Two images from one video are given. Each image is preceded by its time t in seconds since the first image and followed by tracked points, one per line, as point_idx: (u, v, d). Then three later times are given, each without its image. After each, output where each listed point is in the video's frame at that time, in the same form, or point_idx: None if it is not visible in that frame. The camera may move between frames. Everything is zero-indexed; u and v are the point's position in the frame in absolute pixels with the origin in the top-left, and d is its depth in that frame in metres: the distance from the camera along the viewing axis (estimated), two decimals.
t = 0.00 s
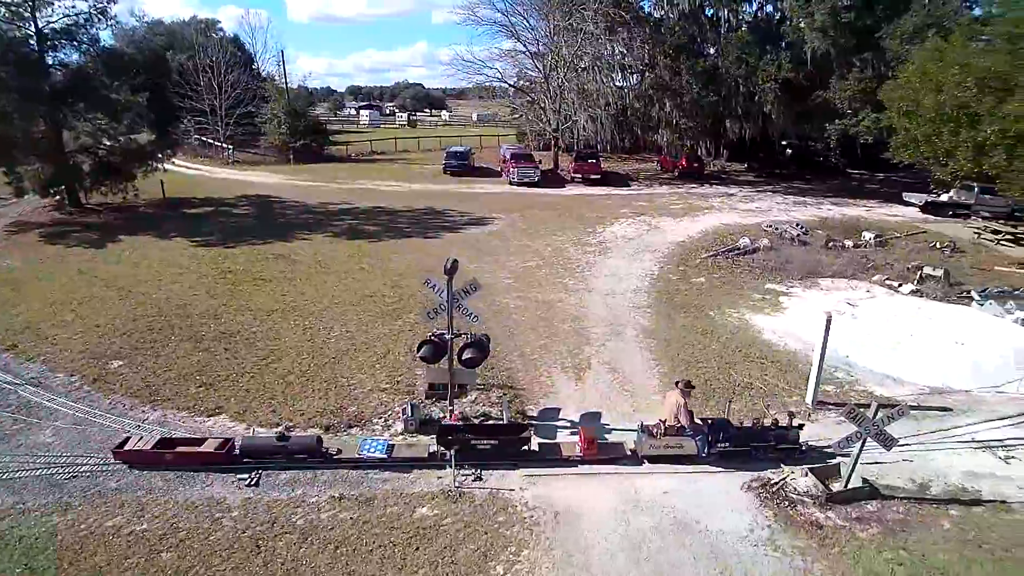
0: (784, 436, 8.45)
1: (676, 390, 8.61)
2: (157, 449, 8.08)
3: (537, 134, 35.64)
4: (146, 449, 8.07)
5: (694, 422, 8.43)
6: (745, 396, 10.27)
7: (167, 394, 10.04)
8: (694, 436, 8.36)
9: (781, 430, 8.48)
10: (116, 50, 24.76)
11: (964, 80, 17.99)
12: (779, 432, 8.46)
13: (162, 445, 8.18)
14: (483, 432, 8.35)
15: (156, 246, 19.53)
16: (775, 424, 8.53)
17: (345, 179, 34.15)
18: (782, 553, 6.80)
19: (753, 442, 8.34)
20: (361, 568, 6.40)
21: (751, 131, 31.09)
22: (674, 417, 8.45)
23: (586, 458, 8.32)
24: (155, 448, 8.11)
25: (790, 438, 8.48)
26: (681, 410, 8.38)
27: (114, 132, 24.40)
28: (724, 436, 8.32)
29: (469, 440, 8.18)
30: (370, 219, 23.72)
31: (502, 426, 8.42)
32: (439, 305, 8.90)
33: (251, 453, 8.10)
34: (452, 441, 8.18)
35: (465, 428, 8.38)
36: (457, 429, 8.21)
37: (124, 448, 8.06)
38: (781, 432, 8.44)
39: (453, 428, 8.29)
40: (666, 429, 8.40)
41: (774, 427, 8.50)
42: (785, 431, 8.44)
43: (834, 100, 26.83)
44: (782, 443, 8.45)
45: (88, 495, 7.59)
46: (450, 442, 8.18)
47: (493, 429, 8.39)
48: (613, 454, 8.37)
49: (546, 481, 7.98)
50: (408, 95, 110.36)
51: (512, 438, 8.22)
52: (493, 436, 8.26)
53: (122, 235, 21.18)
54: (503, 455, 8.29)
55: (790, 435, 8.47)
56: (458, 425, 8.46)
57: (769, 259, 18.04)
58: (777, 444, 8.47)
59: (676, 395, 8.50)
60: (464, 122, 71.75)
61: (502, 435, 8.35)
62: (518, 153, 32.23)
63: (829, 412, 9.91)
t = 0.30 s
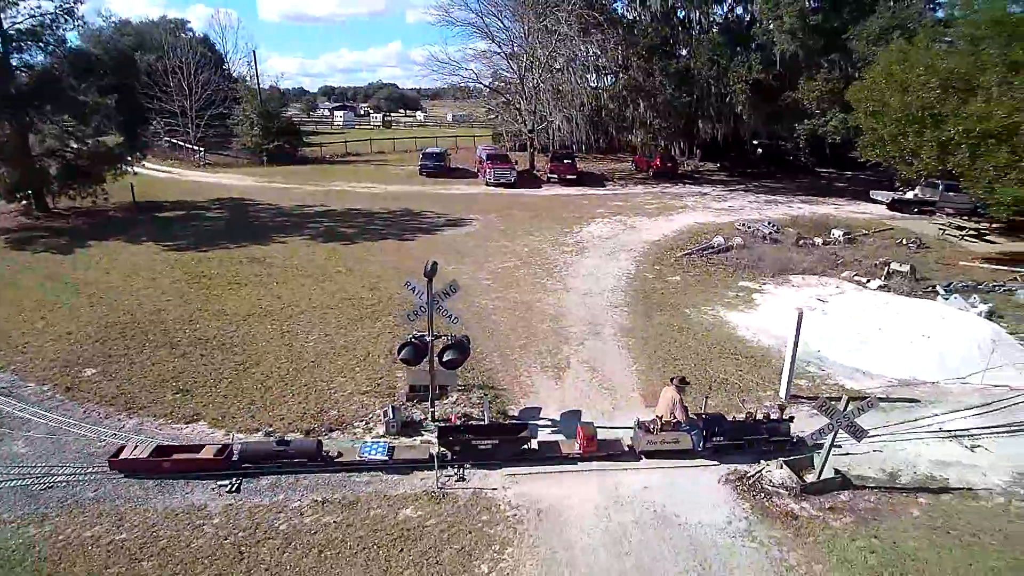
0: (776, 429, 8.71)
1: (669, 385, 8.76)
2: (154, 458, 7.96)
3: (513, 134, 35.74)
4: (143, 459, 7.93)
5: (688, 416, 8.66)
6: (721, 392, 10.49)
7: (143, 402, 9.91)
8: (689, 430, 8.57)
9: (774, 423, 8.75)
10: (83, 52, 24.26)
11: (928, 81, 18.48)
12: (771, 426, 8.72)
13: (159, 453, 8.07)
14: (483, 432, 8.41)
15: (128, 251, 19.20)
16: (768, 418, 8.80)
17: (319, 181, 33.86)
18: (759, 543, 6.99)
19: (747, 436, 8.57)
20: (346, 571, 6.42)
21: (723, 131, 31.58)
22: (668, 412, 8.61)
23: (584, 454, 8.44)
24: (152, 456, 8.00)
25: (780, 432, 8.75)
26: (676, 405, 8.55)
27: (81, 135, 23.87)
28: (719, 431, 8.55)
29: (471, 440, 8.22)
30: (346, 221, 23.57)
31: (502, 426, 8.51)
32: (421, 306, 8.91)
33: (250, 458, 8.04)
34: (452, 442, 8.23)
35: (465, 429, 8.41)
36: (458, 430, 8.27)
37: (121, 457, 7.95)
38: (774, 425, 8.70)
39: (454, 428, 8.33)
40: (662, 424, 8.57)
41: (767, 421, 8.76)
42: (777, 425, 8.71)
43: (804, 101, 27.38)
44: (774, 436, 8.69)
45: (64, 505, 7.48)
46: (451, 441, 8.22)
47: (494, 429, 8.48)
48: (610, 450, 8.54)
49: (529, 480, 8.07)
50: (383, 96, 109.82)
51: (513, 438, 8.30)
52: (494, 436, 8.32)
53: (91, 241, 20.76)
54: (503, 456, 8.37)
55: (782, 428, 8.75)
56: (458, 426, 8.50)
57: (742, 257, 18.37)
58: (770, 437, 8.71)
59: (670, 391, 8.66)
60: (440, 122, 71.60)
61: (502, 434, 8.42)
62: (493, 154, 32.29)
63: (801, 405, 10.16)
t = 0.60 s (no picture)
0: (764, 421, 8.97)
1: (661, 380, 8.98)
2: (148, 463, 7.89)
3: (488, 135, 35.80)
4: (140, 463, 7.86)
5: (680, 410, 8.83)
6: (697, 387, 10.69)
7: (117, 409, 9.78)
8: (682, 423, 8.74)
9: (762, 415, 9.01)
10: (48, 52, 23.78)
11: (891, 81, 19.00)
12: (759, 417, 9.00)
13: (153, 458, 8.01)
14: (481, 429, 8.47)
15: (98, 256, 18.86)
16: (757, 411, 9.07)
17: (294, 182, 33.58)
18: (732, 533, 7.18)
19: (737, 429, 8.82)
20: (327, 572, 6.46)
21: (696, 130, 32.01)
22: (661, 407, 8.81)
23: (580, 451, 8.58)
24: (146, 462, 7.93)
25: (768, 424, 9.06)
26: (669, 400, 8.74)
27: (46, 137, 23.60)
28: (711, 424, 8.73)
29: (469, 439, 8.27)
30: (321, 223, 23.43)
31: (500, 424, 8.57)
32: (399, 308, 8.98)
33: (250, 461, 8.04)
34: (451, 441, 8.29)
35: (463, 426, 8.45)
36: (456, 429, 8.34)
37: (115, 464, 7.86)
38: (762, 417, 8.97)
39: (452, 428, 8.41)
40: (655, 419, 8.74)
41: (756, 413, 9.03)
42: (765, 416, 8.98)
43: (774, 100, 27.89)
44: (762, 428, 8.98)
45: (38, 515, 7.38)
46: (449, 441, 8.28)
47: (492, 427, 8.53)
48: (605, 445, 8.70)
49: (509, 477, 8.17)
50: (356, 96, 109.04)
51: (511, 436, 8.38)
52: (492, 434, 8.37)
53: (58, 246, 20.33)
54: (502, 454, 8.47)
55: (769, 420, 9.01)
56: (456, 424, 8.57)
57: (715, 254, 18.67)
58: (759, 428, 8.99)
59: (663, 386, 8.84)
60: (416, 122, 71.37)
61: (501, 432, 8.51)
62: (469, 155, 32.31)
63: (773, 399, 10.40)
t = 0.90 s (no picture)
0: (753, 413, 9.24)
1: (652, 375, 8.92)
2: (140, 470, 7.81)
3: (464, 135, 35.75)
4: (134, 471, 7.77)
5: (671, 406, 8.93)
6: (673, 384, 10.85)
7: (88, 418, 9.61)
8: (674, 418, 8.90)
9: (750, 408, 9.29)
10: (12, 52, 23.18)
11: (858, 81, 19.45)
12: (748, 410, 9.25)
13: (145, 466, 7.92)
14: (476, 430, 8.56)
15: (66, 261, 18.47)
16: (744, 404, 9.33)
17: (268, 184, 33.20)
18: (708, 527, 7.31)
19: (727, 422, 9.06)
20: None
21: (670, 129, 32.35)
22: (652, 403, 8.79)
23: (574, 447, 8.73)
24: (139, 469, 7.84)
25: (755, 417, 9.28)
26: (660, 397, 8.71)
27: (13, 139, 22.64)
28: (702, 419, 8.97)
29: (466, 439, 8.35)
30: (296, 224, 23.22)
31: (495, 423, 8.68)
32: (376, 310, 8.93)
33: (243, 466, 7.97)
34: (447, 441, 8.36)
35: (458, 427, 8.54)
36: (452, 429, 8.44)
37: (107, 472, 7.75)
38: (750, 410, 9.23)
39: (447, 428, 8.47)
40: (647, 415, 8.80)
41: (743, 407, 9.28)
42: (754, 409, 9.23)
43: (745, 100, 28.34)
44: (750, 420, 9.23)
45: (9, 526, 7.23)
46: (446, 441, 8.35)
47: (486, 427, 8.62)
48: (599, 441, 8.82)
49: (487, 477, 8.22)
50: (330, 96, 108.11)
51: (506, 435, 8.44)
52: (487, 434, 8.46)
53: (24, 250, 19.87)
54: (499, 453, 8.55)
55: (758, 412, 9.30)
56: (451, 424, 8.62)
57: (689, 252, 18.91)
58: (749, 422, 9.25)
59: (655, 382, 8.81)
60: (391, 122, 71.03)
61: (495, 431, 8.60)
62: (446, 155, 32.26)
63: (745, 393, 10.61)
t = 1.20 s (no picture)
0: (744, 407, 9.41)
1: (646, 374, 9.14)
2: (134, 480, 7.69)
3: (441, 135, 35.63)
4: (127, 481, 7.63)
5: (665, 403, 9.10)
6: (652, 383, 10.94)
7: (57, 429, 9.38)
8: (668, 416, 9.04)
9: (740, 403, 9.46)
10: None
11: (828, 81, 19.81)
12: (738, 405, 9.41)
13: (137, 476, 7.79)
14: (473, 432, 8.58)
15: (32, 267, 18.01)
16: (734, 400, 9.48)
17: (242, 185, 32.74)
18: (687, 524, 7.39)
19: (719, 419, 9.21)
20: None
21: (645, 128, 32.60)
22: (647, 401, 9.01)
23: (571, 446, 8.78)
24: (130, 480, 7.70)
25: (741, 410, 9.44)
26: (655, 394, 8.94)
27: None
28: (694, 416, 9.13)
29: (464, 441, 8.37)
30: (271, 227, 22.94)
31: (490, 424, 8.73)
32: (350, 315, 8.84)
33: (240, 473, 7.92)
34: (445, 443, 8.37)
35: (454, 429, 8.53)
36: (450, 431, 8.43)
37: (97, 483, 7.60)
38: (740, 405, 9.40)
39: (444, 430, 8.47)
40: (642, 413, 8.98)
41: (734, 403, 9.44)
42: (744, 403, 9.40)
43: (719, 100, 28.67)
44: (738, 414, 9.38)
45: None
46: (444, 443, 8.36)
47: (482, 429, 8.66)
48: (595, 439, 8.89)
49: (467, 480, 8.19)
50: (304, 95, 106.98)
51: (503, 436, 8.52)
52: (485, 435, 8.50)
53: None
54: (497, 454, 8.58)
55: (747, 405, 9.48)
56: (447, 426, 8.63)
57: (666, 251, 19.07)
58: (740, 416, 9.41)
59: (649, 381, 9.03)
60: (367, 122, 70.53)
61: (491, 432, 8.65)
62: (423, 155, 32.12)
63: (722, 390, 10.73)
